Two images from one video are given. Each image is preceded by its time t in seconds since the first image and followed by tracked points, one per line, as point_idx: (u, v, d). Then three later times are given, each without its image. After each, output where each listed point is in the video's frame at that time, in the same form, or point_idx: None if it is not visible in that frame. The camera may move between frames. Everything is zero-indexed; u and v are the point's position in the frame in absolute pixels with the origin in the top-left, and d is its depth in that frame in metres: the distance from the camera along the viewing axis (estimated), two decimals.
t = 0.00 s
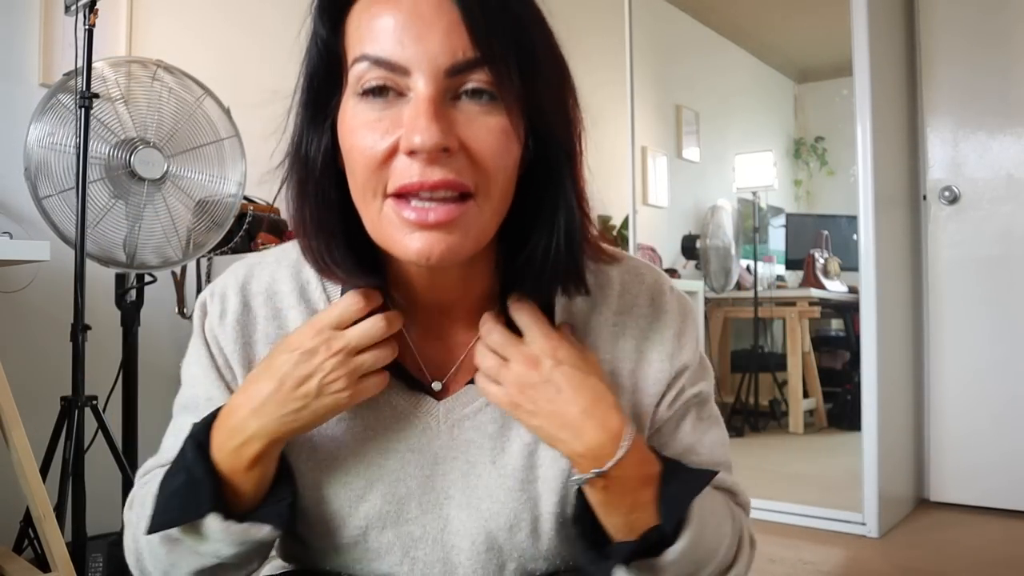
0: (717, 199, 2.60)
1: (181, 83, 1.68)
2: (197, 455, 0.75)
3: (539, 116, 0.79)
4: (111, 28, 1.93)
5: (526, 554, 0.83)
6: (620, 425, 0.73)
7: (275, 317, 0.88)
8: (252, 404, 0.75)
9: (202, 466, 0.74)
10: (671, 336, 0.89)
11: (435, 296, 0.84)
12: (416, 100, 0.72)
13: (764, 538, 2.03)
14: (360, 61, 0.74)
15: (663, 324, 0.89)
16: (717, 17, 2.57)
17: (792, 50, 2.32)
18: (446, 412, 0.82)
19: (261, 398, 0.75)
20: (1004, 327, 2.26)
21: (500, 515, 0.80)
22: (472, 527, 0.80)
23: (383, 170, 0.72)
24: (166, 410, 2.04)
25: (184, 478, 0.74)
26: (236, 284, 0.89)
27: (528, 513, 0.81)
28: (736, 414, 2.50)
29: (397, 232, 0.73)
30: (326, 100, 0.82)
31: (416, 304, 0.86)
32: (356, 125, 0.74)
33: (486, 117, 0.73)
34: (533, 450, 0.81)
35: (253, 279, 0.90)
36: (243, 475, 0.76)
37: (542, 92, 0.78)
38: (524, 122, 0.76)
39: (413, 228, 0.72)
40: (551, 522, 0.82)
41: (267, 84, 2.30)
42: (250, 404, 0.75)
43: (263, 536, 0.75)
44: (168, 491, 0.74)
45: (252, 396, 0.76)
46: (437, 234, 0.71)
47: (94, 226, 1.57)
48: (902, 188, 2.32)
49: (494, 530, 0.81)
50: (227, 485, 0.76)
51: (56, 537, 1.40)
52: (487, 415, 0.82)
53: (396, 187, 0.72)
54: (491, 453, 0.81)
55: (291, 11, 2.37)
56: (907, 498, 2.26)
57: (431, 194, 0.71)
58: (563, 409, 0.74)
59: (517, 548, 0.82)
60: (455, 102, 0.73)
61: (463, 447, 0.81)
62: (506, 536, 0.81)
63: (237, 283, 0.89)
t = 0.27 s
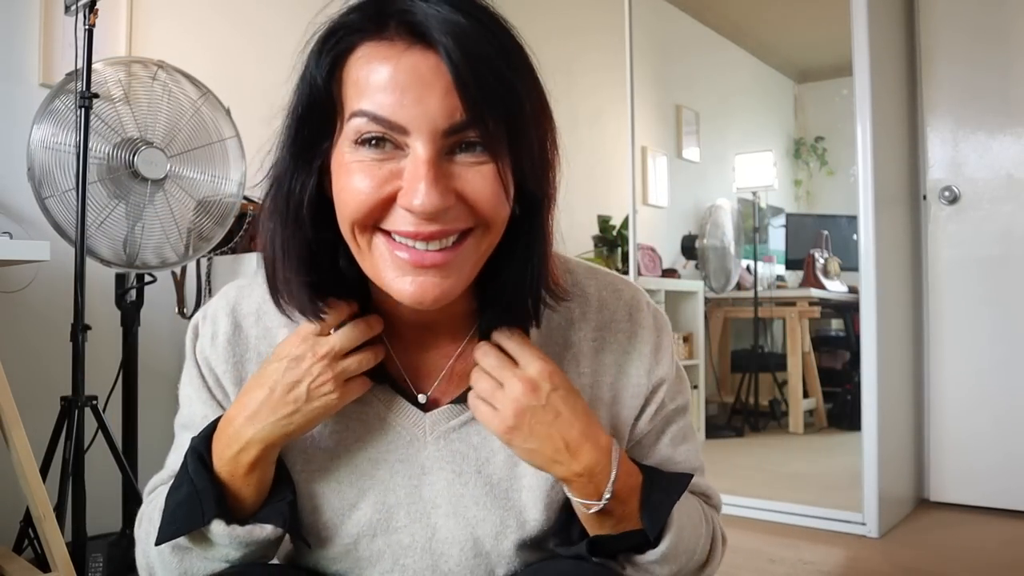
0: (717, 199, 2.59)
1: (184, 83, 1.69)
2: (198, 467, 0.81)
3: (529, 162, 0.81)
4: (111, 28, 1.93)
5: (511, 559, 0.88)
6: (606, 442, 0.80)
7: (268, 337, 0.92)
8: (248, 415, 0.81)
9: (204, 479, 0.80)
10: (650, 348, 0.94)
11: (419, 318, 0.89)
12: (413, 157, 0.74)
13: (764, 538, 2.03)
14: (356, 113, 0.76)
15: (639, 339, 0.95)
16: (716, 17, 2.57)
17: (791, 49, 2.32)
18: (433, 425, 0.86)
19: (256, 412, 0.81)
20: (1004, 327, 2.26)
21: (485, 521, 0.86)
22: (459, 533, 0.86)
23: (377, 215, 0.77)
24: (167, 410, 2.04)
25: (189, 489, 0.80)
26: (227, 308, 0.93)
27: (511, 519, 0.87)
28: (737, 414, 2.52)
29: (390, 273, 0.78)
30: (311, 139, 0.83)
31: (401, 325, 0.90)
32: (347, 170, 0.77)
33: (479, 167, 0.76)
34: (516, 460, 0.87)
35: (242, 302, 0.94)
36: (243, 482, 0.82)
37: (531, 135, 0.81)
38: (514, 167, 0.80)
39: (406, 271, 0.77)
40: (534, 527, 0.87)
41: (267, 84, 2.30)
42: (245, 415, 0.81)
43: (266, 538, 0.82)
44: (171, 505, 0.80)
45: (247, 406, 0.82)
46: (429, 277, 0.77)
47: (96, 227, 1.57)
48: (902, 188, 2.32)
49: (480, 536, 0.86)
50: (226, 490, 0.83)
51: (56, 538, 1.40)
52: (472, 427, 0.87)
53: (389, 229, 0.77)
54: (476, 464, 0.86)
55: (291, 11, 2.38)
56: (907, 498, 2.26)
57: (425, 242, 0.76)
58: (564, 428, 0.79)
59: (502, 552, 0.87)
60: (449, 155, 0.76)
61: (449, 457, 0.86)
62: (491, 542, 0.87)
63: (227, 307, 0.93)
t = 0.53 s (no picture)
0: (717, 199, 2.59)
1: (185, 83, 1.69)
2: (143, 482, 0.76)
3: (535, 153, 0.82)
4: (111, 29, 1.93)
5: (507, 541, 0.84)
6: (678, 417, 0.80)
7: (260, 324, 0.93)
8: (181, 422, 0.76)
9: (147, 494, 0.75)
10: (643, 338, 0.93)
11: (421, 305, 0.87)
12: (421, 148, 0.75)
13: (764, 538, 2.03)
14: (364, 108, 0.76)
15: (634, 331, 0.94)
16: (716, 17, 2.57)
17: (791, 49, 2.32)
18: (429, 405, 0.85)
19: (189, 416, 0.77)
20: (1004, 327, 2.25)
21: (482, 499, 0.83)
22: (455, 512, 0.83)
23: (387, 205, 0.77)
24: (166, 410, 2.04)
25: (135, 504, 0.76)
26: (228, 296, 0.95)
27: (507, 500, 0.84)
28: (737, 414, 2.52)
29: (400, 260, 0.78)
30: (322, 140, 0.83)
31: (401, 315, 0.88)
32: (358, 162, 0.77)
33: (485, 157, 0.77)
34: (511, 440, 0.85)
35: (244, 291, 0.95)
36: (187, 491, 0.77)
37: (535, 129, 0.82)
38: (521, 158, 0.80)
39: (416, 258, 0.77)
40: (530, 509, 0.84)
41: (268, 84, 2.30)
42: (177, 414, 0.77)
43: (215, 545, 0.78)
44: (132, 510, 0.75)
45: (177, 412, 0.77)
46: (439, 264, 0.77)
47: (96, 227, 1.58)
48: (902, 188, 2.32)
49: (476, 515, 0.83)
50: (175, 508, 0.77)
51: (56, 538, 1.40)
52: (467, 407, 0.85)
53: (399, 218, 0.77)
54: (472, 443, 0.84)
55: (291, 11, 2.38)
56: (907, 498, 2.26)
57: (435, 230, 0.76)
58: (644, 377, 0.81)
59: (498, 533, 0.84)
60: (455, 145, 0.76)
61: (445, 434, 0.84)
62: (487, 521, 0.84)
63: (227, 297, 0.95)
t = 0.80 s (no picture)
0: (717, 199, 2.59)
1: (186, 83, 1.69)
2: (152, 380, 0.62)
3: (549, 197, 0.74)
4: (111, 28, 1.93)
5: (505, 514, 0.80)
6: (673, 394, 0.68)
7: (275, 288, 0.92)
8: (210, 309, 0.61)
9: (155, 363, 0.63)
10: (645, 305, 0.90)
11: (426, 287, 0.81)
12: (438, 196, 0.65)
13: (764, 538, 2.03)
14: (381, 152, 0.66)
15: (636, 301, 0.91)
16: (716, 17, 2.57)
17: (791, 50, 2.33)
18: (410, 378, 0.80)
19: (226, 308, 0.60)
20: (1004, 327, 2.26)
21: (473, 472, 0.80)
22: (451, 487, 0.80)
23: (396, 248, 0.68)
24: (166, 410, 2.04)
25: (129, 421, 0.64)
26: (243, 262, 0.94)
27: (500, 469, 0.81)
28: (736, 415, 2.50)
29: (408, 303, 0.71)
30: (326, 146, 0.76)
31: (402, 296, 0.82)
32: (365, 199, 0.67)
33: (510, 204, 0.68)
34: (498, 410, 0.81)
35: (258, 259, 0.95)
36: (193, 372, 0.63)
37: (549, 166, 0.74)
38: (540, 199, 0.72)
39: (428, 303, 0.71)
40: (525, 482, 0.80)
41: (268, 84, 2.30)
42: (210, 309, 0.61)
43: (208, 448, 0.64)
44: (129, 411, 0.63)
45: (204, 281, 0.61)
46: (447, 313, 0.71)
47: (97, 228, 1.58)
48: (902, 188, 2.32)
49: (470, 491, 0.80)
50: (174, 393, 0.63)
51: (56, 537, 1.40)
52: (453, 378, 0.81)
53: (411, 259, 0.70)
54: (461, 417, 0.80)
55: (291, 11, 2.38)
56: (908, 498, 2.26)
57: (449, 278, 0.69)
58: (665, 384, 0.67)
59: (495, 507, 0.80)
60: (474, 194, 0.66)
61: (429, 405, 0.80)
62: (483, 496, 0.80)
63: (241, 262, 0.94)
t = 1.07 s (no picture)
0: (717, 198, 2.58)
1: (186, 83, 1.69)
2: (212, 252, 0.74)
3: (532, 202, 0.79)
4: (111, 28, 1.93)
5: (496, 509, 0.82)
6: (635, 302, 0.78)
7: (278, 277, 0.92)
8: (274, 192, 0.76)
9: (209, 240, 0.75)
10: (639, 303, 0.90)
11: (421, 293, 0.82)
12: (435, 191, 0.72)
13: (764, 538, 2.03)
14: (384, 143, 0.72)
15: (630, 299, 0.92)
16: (716, 17, 2.56)
17: (791, 49, 2.33)
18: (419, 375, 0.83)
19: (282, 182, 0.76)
20: (1004, 327, 2.25)
21: (466, 463, 0.82)
22: (443, 479, 0.81)
23: (388, 241, 0.74)
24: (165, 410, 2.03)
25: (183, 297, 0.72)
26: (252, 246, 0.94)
27: (492, 463, 0.82)
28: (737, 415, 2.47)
29: (394, 294, 0.76)
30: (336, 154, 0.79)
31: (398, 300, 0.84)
32: (366, 189, 0.74)
33: (497, 211, 0.75)
34: (494, 406, 0.83)
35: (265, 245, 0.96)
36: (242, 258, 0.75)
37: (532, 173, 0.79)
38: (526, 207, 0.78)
39: (413, 297, 0.76)
40: (519, 476, 0.81)
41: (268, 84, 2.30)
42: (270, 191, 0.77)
43: (253, 315, 0.73)
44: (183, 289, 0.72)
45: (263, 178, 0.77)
46: (433, 306, 0.76)
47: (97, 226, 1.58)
48: (903, 187, 2.31)
49: (463, 483, 0.81)
50: (224, 264, 0.75)
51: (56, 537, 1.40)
52: (450, 369, 0.84)
53: (399, 254, 0.75)
54: (457, 408, 0.83)
55: (291, 11, 2.38)
56: (908, 498, 2.26)
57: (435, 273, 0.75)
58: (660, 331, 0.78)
59: (487, 501, 0.82)
60: (469, 193, 0.73)
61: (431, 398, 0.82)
62: (475, 489, 0.82)
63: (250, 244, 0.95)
